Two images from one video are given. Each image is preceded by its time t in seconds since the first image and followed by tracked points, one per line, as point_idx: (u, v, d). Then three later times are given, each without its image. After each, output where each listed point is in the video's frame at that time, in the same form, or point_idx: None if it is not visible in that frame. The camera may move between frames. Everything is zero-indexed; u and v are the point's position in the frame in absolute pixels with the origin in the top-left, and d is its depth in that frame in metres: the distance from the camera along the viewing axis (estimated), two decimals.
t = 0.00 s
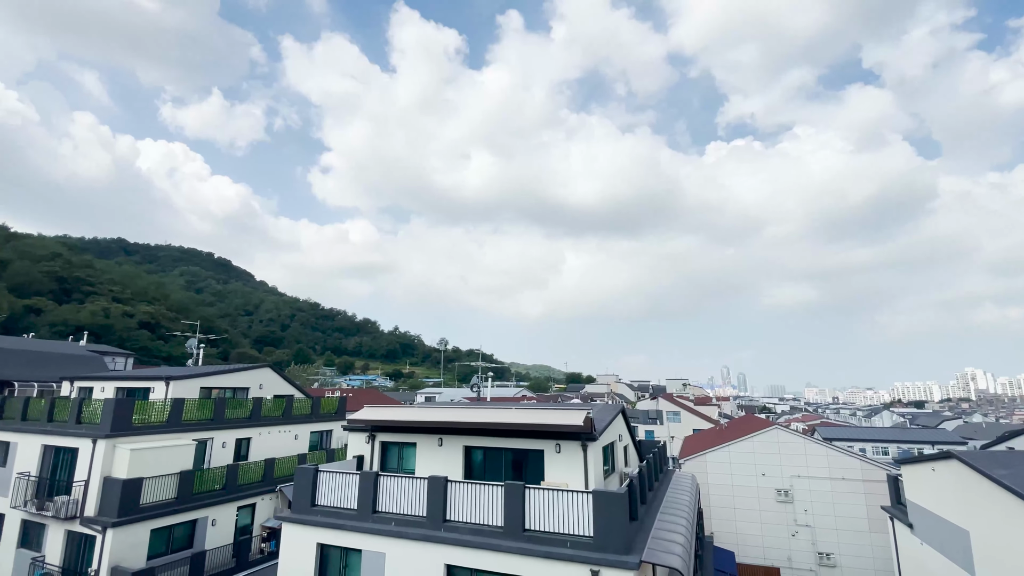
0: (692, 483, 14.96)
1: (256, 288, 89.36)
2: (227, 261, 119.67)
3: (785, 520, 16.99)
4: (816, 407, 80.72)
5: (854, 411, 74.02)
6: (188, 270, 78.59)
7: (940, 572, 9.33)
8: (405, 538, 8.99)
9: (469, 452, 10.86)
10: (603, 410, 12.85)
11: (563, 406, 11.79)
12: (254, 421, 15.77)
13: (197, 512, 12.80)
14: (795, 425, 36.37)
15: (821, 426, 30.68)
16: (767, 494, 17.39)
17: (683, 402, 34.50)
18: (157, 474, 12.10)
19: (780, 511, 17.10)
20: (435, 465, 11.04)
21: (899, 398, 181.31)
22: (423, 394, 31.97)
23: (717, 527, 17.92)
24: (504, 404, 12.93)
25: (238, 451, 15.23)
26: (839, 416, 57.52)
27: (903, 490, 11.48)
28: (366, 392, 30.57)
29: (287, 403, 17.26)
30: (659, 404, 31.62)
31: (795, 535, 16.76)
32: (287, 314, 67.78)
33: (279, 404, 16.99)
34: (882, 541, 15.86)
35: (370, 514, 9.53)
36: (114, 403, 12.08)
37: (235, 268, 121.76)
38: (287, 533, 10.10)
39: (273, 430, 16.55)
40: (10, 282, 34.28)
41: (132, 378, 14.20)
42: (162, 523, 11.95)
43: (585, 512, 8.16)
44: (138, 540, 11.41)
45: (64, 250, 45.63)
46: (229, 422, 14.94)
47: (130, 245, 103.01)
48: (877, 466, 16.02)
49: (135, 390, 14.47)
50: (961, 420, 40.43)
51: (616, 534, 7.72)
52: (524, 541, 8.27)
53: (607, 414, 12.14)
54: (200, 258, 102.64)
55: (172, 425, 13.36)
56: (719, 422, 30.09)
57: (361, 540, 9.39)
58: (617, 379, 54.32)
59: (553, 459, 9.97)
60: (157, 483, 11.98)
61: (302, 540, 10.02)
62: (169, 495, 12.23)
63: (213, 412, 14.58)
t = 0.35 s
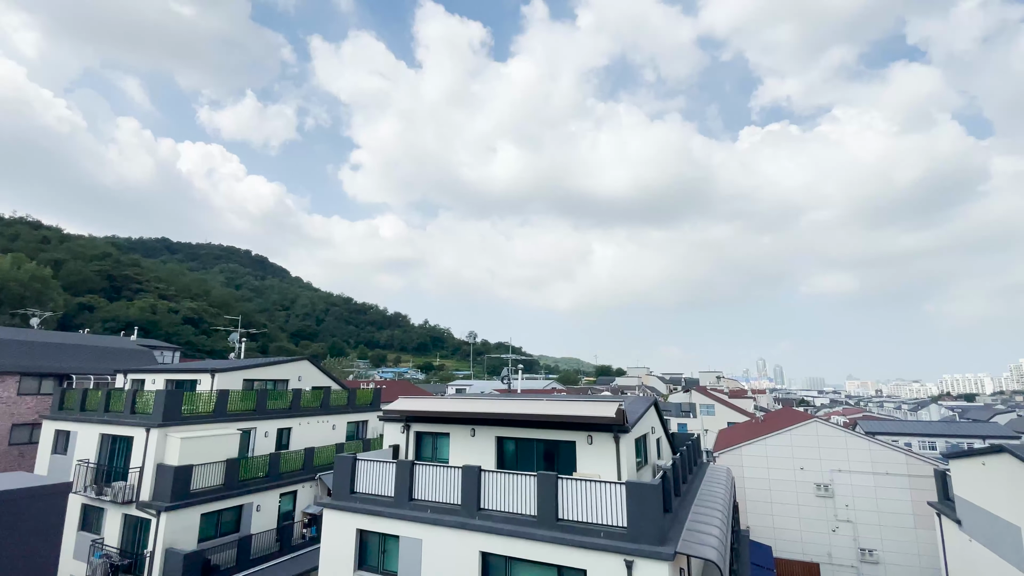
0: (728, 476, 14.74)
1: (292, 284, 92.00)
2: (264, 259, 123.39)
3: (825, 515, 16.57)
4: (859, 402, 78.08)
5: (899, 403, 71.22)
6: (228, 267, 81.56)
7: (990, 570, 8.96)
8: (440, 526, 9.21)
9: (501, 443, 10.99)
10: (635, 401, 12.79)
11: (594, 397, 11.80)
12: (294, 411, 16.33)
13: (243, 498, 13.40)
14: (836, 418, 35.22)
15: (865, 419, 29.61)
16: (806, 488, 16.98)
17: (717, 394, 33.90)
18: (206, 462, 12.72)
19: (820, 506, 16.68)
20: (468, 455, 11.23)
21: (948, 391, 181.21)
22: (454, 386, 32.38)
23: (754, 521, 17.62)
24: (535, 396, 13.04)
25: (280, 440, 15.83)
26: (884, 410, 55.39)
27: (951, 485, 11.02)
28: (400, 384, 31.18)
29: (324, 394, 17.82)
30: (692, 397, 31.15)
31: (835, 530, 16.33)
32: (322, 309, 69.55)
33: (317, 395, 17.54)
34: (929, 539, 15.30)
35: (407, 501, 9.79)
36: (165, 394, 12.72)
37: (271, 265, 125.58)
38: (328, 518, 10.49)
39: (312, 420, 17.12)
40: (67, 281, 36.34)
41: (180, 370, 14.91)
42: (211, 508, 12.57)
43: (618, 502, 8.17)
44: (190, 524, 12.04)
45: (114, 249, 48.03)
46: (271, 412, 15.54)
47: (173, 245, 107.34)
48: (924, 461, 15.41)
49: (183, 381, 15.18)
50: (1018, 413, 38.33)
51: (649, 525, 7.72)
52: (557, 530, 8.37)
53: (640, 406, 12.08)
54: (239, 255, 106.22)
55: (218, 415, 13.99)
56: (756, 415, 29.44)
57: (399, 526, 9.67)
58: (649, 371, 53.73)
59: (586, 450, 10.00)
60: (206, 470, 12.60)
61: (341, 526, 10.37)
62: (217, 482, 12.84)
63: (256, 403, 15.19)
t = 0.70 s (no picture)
0: (763, 467, 14.49)
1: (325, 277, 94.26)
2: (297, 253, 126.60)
3: (866, 507, 16.13)
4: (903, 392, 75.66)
5: (946, 393, 68.46)
6: (264, 261, 84.09)
7: None
8: (475, 511, 9.41)
9: (532, 432, 11.10)
10: (668, 392, 12.68)
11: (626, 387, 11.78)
12: (330, 399, 16.85)
13: (285, 482, 13.95)
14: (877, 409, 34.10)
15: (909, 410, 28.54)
16: (845, 480, 16.55)
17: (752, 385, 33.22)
18: (250, 447, 13.29)
19: (860, 498, 16.24)
20: (500, 442, 11.39)
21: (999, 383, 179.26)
22: (484, 376, 32.70)
23: (790, 512, 17.30)
24: (566, 385, 13.07)
25: (318, 428, 16.38)
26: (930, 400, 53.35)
27: (1002, 478, 10.55)
28: (430, 374, 31.69)
29: (359, 383, 18.30)
30: (726, 387, 30.64)
31: (877, 523, 15.89)
32: (354, 301, 71.07)
33: (353, 384, 18.04)
34: (978, 534, 14.72)
35: (441, 487, 10.03)
36: (210, 383, 13.31)
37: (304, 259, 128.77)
38: (365, 502, 10.85)
39: (348, 408, 17.62)
40: (116, 276, 38.26)
41: (224, 360, 15.54)
42: (256, 491, 13.15)
43: (651, 491, 8.16)
44: (236, 506, 12.63)
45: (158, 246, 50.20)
46: (309, 401, 16.07)
47: (212, 241, 111.08)
48: (972, 454, 14.80)
49: (226, 371, 15.82)
50: None
51: (683, 513, 7.70)
52: (590, 517, 8.44)
53: (672, 396, 11.97)
54: (275, 250, 109.36)
55: (260, 403, 14.57)
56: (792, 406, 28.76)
57: (434, 511, 9.92)
58: (680, 362, 52.94)
59: (617, 440, 10.00)
60: (250, 455, 13.17)
61: (378, 510, 10.70)
62: (260, 467, 13.41)
63: (295, 391, 15.73)
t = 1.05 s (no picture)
0: (801, 456, 14.20)
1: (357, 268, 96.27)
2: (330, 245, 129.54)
3: (910, 499, 15.60)
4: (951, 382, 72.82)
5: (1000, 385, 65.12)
6: (299, 253, 86.47)
7: None
8: (508, 495, 9.59)
9: (564, 419, 11.16)
10: (702, 380, 12.52)
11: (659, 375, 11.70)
12: (366, 386, 17.34)
13: (325, 465, 14.49)
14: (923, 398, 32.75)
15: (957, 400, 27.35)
16: (888, 471, 16.04)
17: (789, 374, 32.32)
18: (291, 432, 13.83)
19: (904, 490, 15.72)
20: (531, 429, 11.51)
21: None
22: (514, 364, 32.91)
23: (828, 503, 16.87)
24: (597, 373, 13.06)
25: (355, 413, 16.91)
26: (981, 391, 50.84)
27: None
28: (461, 363, 32.11)
29: (394, 371, 18.75)
30: (762, 376, 29.98)
31: (922, 515, 15.35)
32: (386, 291, 72.36)
33: (387, 371, 18.51)
34: None
35: (475, 471, 10.23)
36: (253, 370, 13.90)
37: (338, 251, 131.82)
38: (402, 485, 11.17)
39: (383, 395, 18.09)
40: (162, 269, 40.16)
41: (265, 348, 16.17)
42: (298, 474, 13.71)
43: (686, 477, 8.13)
44: (280, 487, 13.21)
45: (199, 240, 52.24)
46: (347, 387, 16.60)
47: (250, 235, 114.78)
48: None
49: (268, 359, 16.46)
50: None
51: (718, 500, 7.65)
52: (622, 502, 8.49)
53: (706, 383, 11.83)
54: (309, 242, 112.23)
55: (300, 389, 15.13)
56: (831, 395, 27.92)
57: (469, 494, 10.15)
58: (714, 350, 51.82)
59: (650, 427, 9.96)
60: (292, 439, 13.72)
61: (415, 493, 11.01)
62: (301, 450, 13.95)
63: (333, 378, 16.26)
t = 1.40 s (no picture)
0: (843, 445, 13.83)
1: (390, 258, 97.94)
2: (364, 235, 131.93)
3: (960, 490, 14.99)
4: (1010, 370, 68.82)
5: None
6: (334, 244, 88.58)
7: None
8: (542, 478, 9.73)
9: (596, 404, 11.20)
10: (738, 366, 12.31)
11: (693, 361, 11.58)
12: (402, 372, 17.79)
13: (364, 447, 15.01)
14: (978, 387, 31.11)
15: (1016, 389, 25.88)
16: (937, 461, 15.44)
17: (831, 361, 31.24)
18: (332, 415, 14.37)
19: (954, 481, 15.11)
20: (564, 414, 11.60)
21: None
22: (546, 351, 32.98)
23: (871, 493, 16.37)
24: (630, 360, 13.00)
25: (392, 398, 17.39)
26: None
27: None
28: (494, 350, 32.40)
29: (428, 357, 19.14)
30: (802, 363, 29.10)
31: (973, 507, 14.74)
32: (418, 280, 73.43)
33: (422, 358, 18.92)
34: None
35: (509, 454, 10.42)
36: (295, 356, 14.48)
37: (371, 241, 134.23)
38: (438, 467, 11.49)
39: (418, 380, 18.53)
40: (207, 261, 41.95)
41: (305, 335, 16.78)
42: (339, 455, 14.26)
43: (721, 463, 8.06)
44: (322, 468, 13.78)
45: (240, 233, 54.17)
46: (383, 373, 17.08)
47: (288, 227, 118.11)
48: None
49: (308, 346, 17.08)
50: None
51: (754, 487, 7.57)
52: (656, 487, 8.49)
53: (743, 370, 11.62)
54: (343, 233, 114.70)
55: (339, 374, 15.67)
56: (877, 383, 26.87)
57: (503, 476, 10.35)
58: (751, 337, 50.42)
59: (684, 414, 9.89)
60: (333, 422, 14.26)
61: (451, 475, 11.30)
62: (342, 433, 14.48)
63: (370, 364, 16.75)
